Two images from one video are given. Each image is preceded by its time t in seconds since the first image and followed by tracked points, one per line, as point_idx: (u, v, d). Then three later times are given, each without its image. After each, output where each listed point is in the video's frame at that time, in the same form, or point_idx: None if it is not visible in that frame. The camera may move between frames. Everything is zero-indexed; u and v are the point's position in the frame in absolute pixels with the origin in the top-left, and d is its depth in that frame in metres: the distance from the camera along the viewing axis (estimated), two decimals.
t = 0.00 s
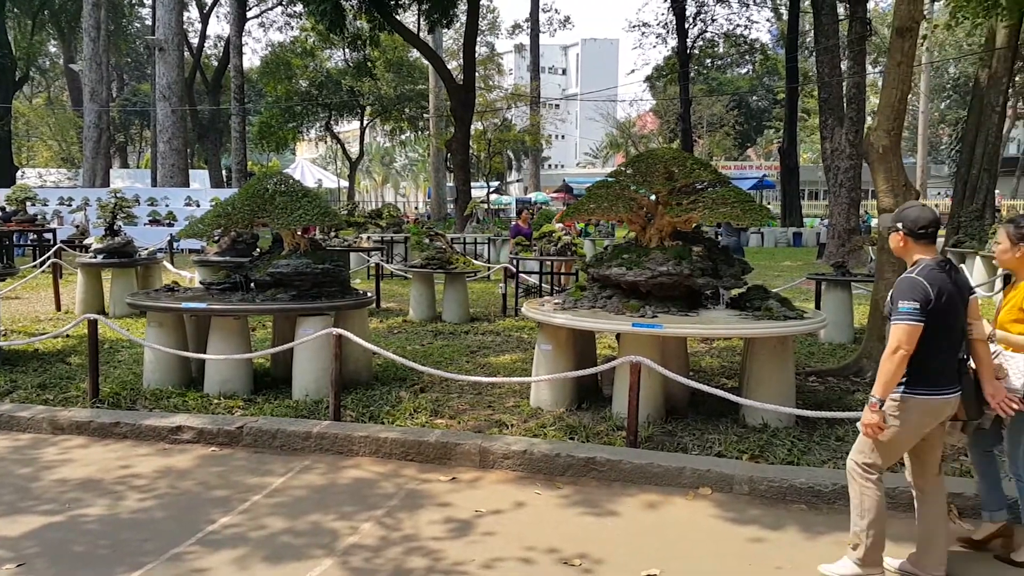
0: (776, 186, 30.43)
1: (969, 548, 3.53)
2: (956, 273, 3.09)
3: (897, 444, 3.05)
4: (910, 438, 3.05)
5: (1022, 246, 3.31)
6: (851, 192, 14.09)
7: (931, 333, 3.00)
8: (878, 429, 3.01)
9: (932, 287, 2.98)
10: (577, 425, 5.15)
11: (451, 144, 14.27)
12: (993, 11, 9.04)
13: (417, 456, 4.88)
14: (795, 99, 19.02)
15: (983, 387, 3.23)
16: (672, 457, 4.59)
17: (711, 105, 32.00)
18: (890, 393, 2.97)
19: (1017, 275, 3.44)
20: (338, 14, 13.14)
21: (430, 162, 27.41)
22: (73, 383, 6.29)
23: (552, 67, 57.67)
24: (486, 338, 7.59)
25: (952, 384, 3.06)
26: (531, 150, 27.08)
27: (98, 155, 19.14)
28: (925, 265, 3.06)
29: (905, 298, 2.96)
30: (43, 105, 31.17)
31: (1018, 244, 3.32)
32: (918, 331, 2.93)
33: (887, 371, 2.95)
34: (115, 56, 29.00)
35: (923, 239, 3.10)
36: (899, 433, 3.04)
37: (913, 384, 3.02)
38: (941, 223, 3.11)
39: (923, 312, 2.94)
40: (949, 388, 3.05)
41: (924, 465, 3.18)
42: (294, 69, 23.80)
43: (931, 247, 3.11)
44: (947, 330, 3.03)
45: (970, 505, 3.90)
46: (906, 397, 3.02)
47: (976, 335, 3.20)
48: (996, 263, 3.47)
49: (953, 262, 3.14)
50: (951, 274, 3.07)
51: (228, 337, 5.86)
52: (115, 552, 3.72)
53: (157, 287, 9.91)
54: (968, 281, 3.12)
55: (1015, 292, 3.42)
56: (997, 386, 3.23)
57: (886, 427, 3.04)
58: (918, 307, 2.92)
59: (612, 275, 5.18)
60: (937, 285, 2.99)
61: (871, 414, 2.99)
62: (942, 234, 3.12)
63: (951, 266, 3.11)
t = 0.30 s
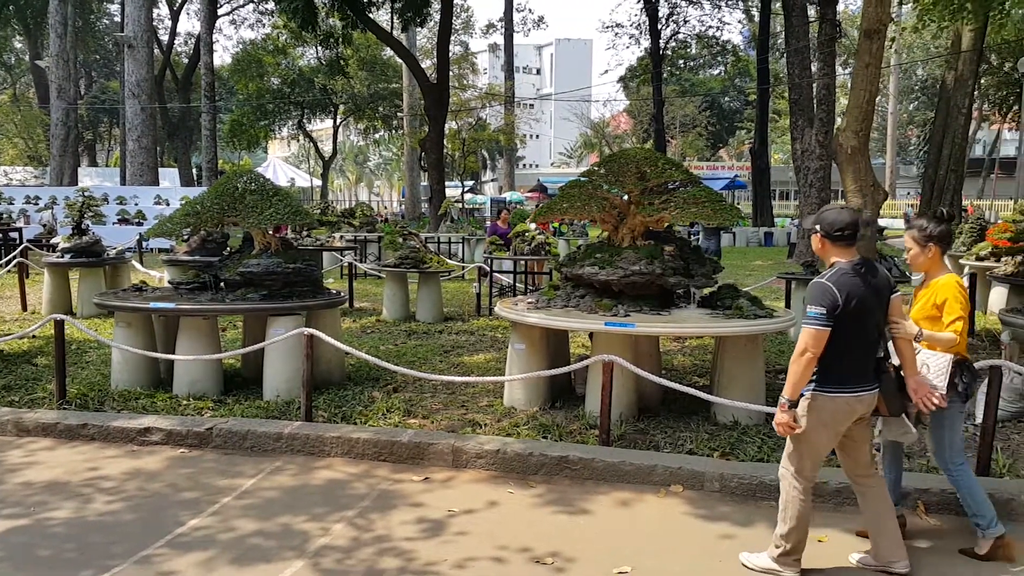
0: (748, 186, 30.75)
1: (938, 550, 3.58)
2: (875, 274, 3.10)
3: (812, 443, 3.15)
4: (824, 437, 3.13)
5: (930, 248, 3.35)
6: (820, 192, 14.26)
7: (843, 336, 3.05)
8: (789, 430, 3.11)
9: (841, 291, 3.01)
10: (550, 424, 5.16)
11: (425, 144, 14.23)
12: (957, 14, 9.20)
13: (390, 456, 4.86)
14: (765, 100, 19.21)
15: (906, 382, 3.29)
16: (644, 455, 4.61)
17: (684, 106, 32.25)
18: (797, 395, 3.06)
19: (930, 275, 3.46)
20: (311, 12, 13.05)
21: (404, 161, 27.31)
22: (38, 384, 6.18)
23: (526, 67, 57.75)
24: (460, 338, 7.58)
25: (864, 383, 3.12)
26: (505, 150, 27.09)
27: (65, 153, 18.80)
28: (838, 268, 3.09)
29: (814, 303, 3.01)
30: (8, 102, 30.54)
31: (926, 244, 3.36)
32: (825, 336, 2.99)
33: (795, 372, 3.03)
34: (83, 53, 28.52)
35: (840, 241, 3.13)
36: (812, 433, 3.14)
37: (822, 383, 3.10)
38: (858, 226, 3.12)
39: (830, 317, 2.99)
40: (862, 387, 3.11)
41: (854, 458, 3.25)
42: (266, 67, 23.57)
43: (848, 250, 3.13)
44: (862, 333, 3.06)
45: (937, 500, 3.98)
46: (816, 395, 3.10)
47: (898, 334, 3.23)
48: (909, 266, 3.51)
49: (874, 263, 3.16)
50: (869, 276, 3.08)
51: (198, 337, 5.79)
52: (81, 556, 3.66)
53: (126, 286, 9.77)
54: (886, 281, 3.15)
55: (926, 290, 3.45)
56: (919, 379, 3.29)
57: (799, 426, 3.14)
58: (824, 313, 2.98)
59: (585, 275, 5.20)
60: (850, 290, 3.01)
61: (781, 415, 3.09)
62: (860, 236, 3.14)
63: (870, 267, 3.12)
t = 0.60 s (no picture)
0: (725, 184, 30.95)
1: (914, 549, 3.60)
2: (802, 269, 3.20)
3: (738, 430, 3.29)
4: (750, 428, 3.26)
5: (850, 240, 3.58)
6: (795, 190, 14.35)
7: (770, 330, 3.15)
8: (711, 414, 3.26)
9: (767, 285, 3.11)
10: (527, 422, 5.16)
11: (402, 143, 14.18)
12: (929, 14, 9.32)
13: (367, 456, 4.84)
14: (741, 99, 19.34)
15: (834, 376, 3.37)
16: (621, 453, 4.62)
17: (661, 105, 32.42)
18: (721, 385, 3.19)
19: (856, 265, 3.68)
20: (286, 11, 12.96)
21: (381, 161, 27.21)
22: (10, 388, 6.08)
23: (503, 66, 57.68)
24: (438, 337, 7.57)
25: (791, 376, 3.22)
26: (483, 149, 27.07)
27: (37, 153, 18.49)
28: (766, 263, 3.19)
29: (741, 296, 3.11)
30: None
31: (846, 237, 3.59)
32: (750, 328, 3.09)
33: (721, 364, 3.14)
34: (54, 52, 28.06)
35: (768, 236, 3.23)
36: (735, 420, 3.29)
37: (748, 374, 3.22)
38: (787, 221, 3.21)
39: (756, 311, 3.10)
40: (790, 379, 3.22)
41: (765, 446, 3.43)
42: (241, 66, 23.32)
43: (777, 244, 3.23)
44: (788, 327, 3.16)
45: (912, 494, 4.03)
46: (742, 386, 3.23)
47: (828, 328, 3.32)
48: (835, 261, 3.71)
49: (803, 258, 3.25)
50: (796, 270, 3.18)
51: (172, 338, 5.73)
52: (54, 560, 3.61)
53: (100, 287, 9.64)
54: (814, 276, 3.24)
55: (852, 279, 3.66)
56: (847, 373, 3.37)
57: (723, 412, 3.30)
58: (749, 306, 3.08)
59: (561, 273, 5.21)
60: (776, 284, 3.11)
61: (702, 400, 3.24)
62: (788, 231, 3.24)
63: (797, 262, 3.22)
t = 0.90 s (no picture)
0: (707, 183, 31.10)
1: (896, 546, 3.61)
2: (742, 267, 3.25)
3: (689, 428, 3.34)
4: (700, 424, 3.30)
5: (779, 242, 3.62)
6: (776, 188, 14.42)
7: (714, 327, 3.20)
8: (665, 413, 3.34)
9: (709, 284, 3.16)
10: (511, 421, 5.16)
11: (384, 142, 14.13)
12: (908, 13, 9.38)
13: (350, 456, 4.81)
14: (723, 98, 19.40)
15: (776, 372, 3.40)
16: (604, 451, 4.63)
17: (643, 103, 32.52)
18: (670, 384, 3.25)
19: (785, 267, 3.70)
20: (266, 9, 12.87)
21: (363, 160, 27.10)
22: None
23: (486, 64, 57.62)
24: (421, 337, 7.56)
25: (736, 371, 3.26)
26: (466, 148, 27.02)
27: (14, 154, 18.24)
28: (708, 262, 3.24)
29: (684, 295, 3.16)
30: None
31: (773, 239, 3.63)
32: (694, 326, 3.15)
33: (670, 363, 3.21)
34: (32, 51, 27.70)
35: (709, 235, 3.27)
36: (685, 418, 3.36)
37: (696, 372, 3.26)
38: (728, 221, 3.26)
39: (698, 310, 3.15)
40: (736, 374, 3.26)
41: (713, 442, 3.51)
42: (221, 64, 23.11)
43: (717, 243, 3.28)
44: (730, 324, 3.22)
45: (892, 489, 4.07)
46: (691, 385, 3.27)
47: (768, 325, 3.35)
48: (764, 263, 3.75)
49: (743, 257, 3.31)
50: (736, 269, 3.23)
51: (153, 338, 5.68)
52: (32, 563, 3.56)
53: (80, 288, 9.53)
54: (754, 273, 3.30)
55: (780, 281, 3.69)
56: (787, 369, 3.40)
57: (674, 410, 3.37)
58: (692, 305, 3.13)
59: (544, 271, 5.22)
60: (717, 282, 3.17)
61: (656, 401, 3.33)
62: (727, 229, 3.28)
63: (738, 261, 3.28)
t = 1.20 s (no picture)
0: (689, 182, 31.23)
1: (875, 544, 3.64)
2: (673, 264, 3.34)
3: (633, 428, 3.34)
4: (642, 421, 3.33)
5: (706, 238, 3.65)
6: (756, 188, 14.49)
7: (649, 321, 3.26)
8: (613, 414, 3.32)
9: (641, 279, 3.22)
10: (492, 420, 5.16)
11: (366, 140, 14.07)
12: (886, 14, 9.46)
13: (330, 456, 4.79)
14: (703, 97, 19.50)
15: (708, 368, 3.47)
16: (585, 450, 4.62)
17: (625, 103, 32.60)
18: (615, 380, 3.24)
19: (715, 262, 3.75)
20: (247, 6, 12.77)
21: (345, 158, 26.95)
22: None
23: (468, 63, 57.53)
24: (403, 336, 7.53)
25: (672, 365, 3.33)
26: (449, 147, 26.96)
27: None
28: (640, 259, 3.30)
29: (618, 289, 3.20)
30: None
31: (700, 234, 3.66)
32: (632, 320, 3.19)
33: (610, 358, 3.22)
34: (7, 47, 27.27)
35: (640, 235, 3.35)
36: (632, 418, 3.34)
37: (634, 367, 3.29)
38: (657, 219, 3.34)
39: (633, 303, 3.20)
40: (671, 369, 3.33)
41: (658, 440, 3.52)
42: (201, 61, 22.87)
43: (647, 242, 3.36)
44: (663, 319, 3.28)
45: (870, 486, 4.11)
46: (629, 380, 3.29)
47: (698, 323, 3.44)
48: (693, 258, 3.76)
49: (673, 254, 3.40)
50: (667, 266, 3.32)
51: (130, 338, 5.62)
52: (5, 567, 3.51)
53: (56, 287, 9.41)
54: (685, 271, 3.38)
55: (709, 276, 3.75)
56: (718, 364, 3.48)
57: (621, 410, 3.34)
58: (627, 299, 3.17)
59: (525, 270, 5.23)
60: (649, 277, 3.24)
61: (605, 399, 3.29)
62: (656, 229, 3.37)
63: (669, 259, 3.36)
